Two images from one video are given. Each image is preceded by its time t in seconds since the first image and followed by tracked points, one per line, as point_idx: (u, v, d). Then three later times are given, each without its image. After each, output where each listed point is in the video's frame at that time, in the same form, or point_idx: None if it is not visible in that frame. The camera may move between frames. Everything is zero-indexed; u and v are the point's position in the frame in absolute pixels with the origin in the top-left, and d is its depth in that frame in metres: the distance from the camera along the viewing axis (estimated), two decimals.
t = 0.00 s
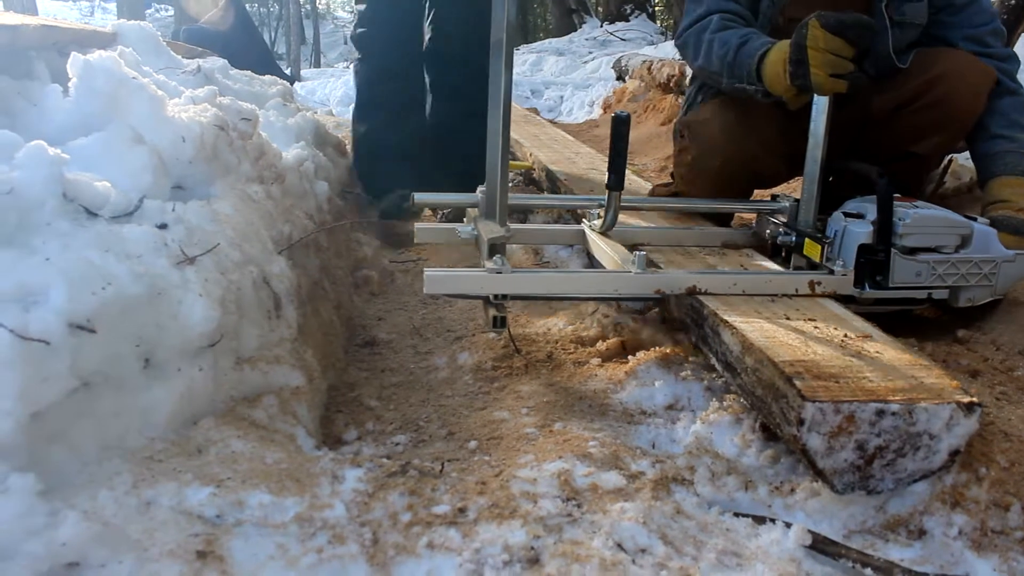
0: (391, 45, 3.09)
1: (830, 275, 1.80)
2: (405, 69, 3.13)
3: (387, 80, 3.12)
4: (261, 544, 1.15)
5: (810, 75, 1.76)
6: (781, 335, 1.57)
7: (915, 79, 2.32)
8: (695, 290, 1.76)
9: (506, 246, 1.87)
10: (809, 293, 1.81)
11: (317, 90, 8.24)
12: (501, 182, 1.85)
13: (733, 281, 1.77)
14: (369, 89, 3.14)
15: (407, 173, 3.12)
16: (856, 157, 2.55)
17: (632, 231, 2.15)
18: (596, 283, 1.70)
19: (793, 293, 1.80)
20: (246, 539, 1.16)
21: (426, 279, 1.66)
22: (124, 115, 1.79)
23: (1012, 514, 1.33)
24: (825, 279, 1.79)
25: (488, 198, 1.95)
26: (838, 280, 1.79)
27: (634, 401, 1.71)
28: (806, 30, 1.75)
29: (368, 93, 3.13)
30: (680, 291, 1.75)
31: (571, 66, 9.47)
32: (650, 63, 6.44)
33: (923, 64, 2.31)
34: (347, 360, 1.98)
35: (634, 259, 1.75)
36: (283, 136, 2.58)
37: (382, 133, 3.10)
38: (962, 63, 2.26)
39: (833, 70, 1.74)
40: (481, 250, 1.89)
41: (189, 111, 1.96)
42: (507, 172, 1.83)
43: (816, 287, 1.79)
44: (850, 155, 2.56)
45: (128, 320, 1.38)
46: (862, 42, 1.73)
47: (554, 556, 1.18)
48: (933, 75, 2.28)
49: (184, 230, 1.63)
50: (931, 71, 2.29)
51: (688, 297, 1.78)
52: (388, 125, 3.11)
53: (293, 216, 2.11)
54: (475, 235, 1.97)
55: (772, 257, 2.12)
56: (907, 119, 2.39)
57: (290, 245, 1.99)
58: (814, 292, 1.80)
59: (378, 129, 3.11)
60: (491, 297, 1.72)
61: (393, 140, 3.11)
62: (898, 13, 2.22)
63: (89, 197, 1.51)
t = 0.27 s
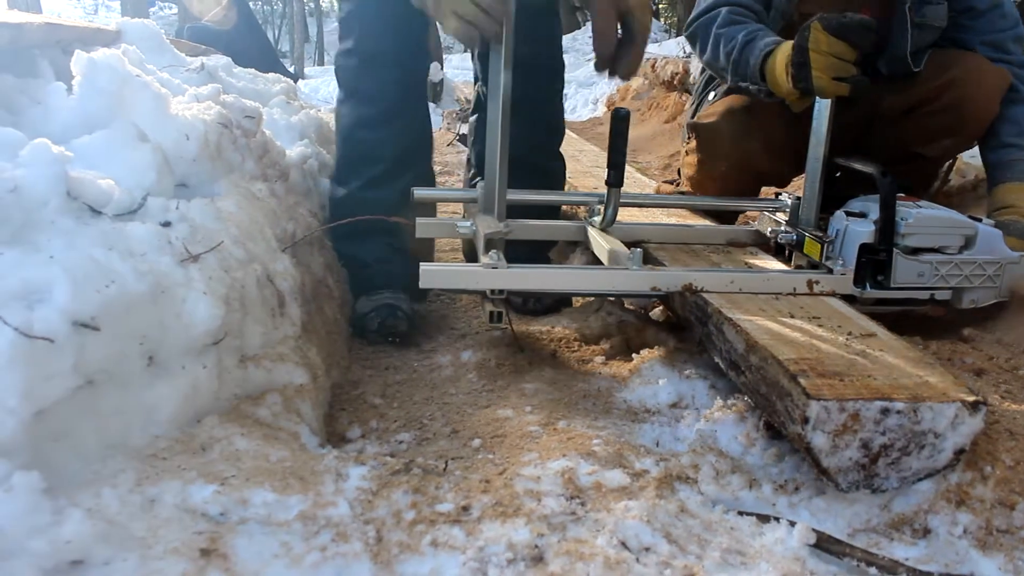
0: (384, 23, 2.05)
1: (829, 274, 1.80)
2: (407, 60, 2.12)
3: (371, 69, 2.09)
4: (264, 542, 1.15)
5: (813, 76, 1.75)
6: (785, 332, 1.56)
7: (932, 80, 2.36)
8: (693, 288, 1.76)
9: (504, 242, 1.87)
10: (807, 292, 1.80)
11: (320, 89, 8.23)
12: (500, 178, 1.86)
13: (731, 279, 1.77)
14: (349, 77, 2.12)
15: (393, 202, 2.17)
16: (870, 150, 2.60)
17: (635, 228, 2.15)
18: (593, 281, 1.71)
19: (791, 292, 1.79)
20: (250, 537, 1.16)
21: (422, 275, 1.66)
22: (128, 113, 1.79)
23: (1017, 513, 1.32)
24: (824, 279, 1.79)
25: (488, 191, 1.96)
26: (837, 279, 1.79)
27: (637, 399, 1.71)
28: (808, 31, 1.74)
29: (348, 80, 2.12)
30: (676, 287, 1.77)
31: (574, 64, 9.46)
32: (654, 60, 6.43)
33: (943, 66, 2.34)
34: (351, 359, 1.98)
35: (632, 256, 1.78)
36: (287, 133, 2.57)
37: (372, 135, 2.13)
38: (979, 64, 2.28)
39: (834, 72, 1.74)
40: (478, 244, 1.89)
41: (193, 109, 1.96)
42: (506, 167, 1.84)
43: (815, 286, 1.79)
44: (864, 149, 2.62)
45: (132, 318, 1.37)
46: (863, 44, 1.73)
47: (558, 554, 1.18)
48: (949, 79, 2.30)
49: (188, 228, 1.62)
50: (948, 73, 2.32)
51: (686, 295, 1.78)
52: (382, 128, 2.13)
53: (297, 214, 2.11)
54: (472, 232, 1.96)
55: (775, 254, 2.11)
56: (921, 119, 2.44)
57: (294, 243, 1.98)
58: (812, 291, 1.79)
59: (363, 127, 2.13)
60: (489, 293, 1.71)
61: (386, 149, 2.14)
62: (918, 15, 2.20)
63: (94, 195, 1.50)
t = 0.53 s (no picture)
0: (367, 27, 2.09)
1: (828, 273, 1.80)
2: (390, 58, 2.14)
3: (356, 70, 2.11)
4: (264, 542, 1.15)
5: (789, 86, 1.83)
6: (784, 331, 1.57)
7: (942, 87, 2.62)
8: (693, 288, 1.77)
9: (503, 241, 1.88)
10: (808, 290, 1.81)
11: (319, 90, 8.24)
12: (498, 178, 1.86)
13: (730, 278, 1.77)
14: (332, 78, 2.14)
15: (382, 202, 2.16)
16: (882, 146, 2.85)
17: (634, 227, 2.15)
18: (593, 281, 1.71)
19: (791, 290, 1.80)
20: (250, 536, 1.16)
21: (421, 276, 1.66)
22: (127, 113, 1.79)
23: (1016, 510, 1.32)
24: (823, 276, 1.80)
25: (485, 191, 1.97)
26: (836, 278, 1.80)
27: (637, 397, 1.71)
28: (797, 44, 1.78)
29: (331, 81, 2.14)
30: (677, 287, 1.77)
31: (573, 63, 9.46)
32: (653, 59, 6.43)
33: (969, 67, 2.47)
34: (350, 359, 1.98)
35: (631, 255, 1.78)
36: (286, 133, 2.57)
37: (356, 138, 2.13)
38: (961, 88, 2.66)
39: (806, 90, 1.80)
40: (476, 245, 1.89)
41: (192, 109, 1.96)
42: (503, 167, 1.84)
43: (815, 285, 1.80)
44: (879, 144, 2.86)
45: (132, 319, 1.37)
46: (846, 69, 1.73)
47: (558, 553, 1.18)
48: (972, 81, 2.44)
49: (187, 228, 1.62)
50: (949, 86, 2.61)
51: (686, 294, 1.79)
52: (367, 129, 2.13)
53: (297, 214, 2.11)
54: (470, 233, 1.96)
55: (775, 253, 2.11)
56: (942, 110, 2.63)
57: (294, 243, 1.98)
58: (813, 289, 1.80)
59: (346, 128, 2.14)
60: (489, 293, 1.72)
61: (371, 149, 2.14)
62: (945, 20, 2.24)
63: (93, 196, 1.50)
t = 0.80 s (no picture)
0: (366, 29, 2.08)
1: (829, 273, 1.79)
2: (389, 59, 2.14)
3: (356, 70, 2.11)
4: (263, 541, 1.15)
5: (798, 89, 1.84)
6: (783, 331, 1.57)
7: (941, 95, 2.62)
8: (694, 288, 1.76)
9: (504, 241, 1.88)
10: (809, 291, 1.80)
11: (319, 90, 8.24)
12: (500, 177, 1.86)
13: (732, 279, 1.76)
14: (333, 78, 2.14)
15: (381, 202, 2.15)
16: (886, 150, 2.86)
17: (634, 227, 2.15)
18: (594, 281, 1.71)
19: (793, 292, 1.79)
20: (249, 536, 1.16)
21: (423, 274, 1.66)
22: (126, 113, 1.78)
23: (1015, 510, 1.32)
24: (825, 277, 1.78)
25: (487, 191, 1.97)
26: (838, 279, 1.78)
27: (636, 397, 1.71)
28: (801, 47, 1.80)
29: (331, 80, 2.15)
30: (679, 288, 1.76)
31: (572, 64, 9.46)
32: (652, 59, 6.44)
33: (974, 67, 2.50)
34: (350, 358, 1.98)
35: (635, 255, 1.77)
36: (286, 133, 2.57)
37: (356, 137, 2.13)
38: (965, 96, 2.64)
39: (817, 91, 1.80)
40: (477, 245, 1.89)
41: (192, 109, 1.96)
42: (506, 166, 1.85)
43: (816, 285, 1.79)
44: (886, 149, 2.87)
45: (131, 318, 1.37)
46: (854, 67, 1.75)
47: (557, 553, 1.18)
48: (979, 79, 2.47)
49: (187, 227, 1.62)
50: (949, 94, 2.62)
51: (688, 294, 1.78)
52: (369, 129, 2.13)
53: (296, 214, 2.11)
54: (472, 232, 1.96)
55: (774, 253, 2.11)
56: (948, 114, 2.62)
57: (293, 243, 1.98)
58: (814, 291, 1.79)
59: (345, 127, 2.14)
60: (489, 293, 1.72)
61: (372, 148, 2.14)
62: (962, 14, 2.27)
63: (91, 195, 1.49)
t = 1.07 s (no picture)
0: (368, 32, 2.08)
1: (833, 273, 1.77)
2: (391, 60, 2.14)
3: (357, 72, 2.11)
4: (264, 542, 1.15)
5: (797, 91, 1.83)
6: (784, 332, 1.57)
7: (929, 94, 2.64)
8: (698, 288, 1.73)
9: (507, 245, 1.87)
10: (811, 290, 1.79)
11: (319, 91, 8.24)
12: (502, 178, 1.85)
13: (735, 279, 1.74)
14: (334, 80, 2.14)
15: (383, 204, 2.15)
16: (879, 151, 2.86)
17: (634, 229, 2.15)
18: (595, 283, 1.70)
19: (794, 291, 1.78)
20: (249, 537, 1.16)
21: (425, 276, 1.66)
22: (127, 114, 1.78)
23: (1016, 512, 1.32)
24: (827, 276, 1.76)
25: (489, 194, 1.96)
26: (840, 278, 1.76)
27: (637, 399, 1.71)
28: (801, 47, 1.79)
29: (334, 82, 2.14)
30: (682, 288, 1.73)
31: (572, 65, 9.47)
32: (652, 60, 6.44)
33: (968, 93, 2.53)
34: (350, 359, 1.98)
35: (638, 256, 1.76)
36: (286, 134, 2.57)
37: (357, 138, 2.13)
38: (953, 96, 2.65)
39: (818, 92, 1.81)
40: (480, 248, 1.89)
41: (192, 110, 1.96)
42: (508, 167, 1.85)
43: (818, 284, 1.77)
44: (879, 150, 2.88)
45: (131, 319, 1.37)
46: (856, 70, 1.76)
47: (557, 554, 1.17)
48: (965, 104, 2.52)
49: (187, 228, 1.62)
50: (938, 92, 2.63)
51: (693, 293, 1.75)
52: (372, 131, 2.13)
53: (296, 214, 2.11)
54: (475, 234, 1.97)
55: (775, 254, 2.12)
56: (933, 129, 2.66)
57: (293, 244, 1.98)
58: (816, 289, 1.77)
59: (346, 129, 2.13)
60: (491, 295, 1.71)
61: (373, 149, 2.14)
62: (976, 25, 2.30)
63: (92, 196, 1.49)
